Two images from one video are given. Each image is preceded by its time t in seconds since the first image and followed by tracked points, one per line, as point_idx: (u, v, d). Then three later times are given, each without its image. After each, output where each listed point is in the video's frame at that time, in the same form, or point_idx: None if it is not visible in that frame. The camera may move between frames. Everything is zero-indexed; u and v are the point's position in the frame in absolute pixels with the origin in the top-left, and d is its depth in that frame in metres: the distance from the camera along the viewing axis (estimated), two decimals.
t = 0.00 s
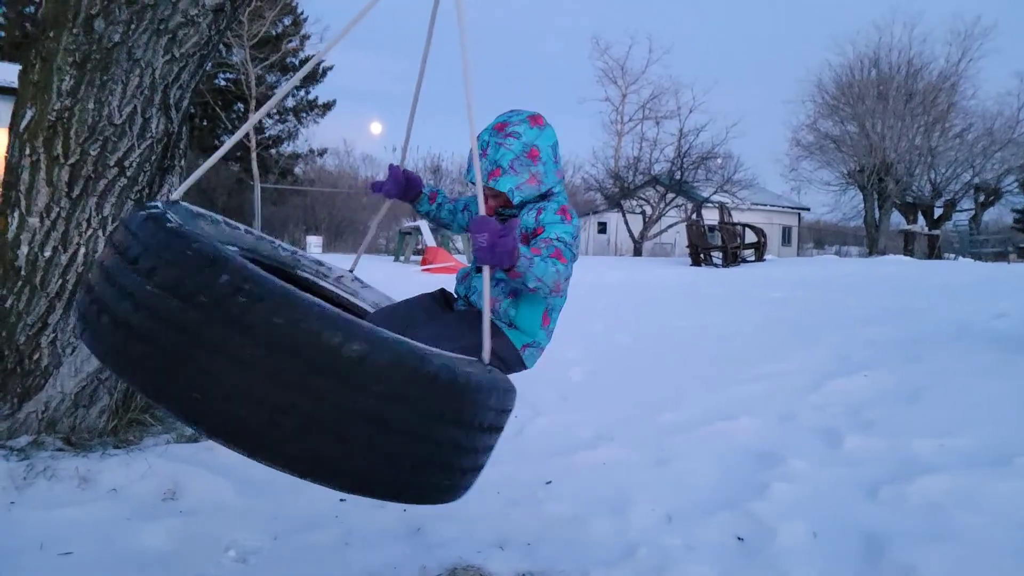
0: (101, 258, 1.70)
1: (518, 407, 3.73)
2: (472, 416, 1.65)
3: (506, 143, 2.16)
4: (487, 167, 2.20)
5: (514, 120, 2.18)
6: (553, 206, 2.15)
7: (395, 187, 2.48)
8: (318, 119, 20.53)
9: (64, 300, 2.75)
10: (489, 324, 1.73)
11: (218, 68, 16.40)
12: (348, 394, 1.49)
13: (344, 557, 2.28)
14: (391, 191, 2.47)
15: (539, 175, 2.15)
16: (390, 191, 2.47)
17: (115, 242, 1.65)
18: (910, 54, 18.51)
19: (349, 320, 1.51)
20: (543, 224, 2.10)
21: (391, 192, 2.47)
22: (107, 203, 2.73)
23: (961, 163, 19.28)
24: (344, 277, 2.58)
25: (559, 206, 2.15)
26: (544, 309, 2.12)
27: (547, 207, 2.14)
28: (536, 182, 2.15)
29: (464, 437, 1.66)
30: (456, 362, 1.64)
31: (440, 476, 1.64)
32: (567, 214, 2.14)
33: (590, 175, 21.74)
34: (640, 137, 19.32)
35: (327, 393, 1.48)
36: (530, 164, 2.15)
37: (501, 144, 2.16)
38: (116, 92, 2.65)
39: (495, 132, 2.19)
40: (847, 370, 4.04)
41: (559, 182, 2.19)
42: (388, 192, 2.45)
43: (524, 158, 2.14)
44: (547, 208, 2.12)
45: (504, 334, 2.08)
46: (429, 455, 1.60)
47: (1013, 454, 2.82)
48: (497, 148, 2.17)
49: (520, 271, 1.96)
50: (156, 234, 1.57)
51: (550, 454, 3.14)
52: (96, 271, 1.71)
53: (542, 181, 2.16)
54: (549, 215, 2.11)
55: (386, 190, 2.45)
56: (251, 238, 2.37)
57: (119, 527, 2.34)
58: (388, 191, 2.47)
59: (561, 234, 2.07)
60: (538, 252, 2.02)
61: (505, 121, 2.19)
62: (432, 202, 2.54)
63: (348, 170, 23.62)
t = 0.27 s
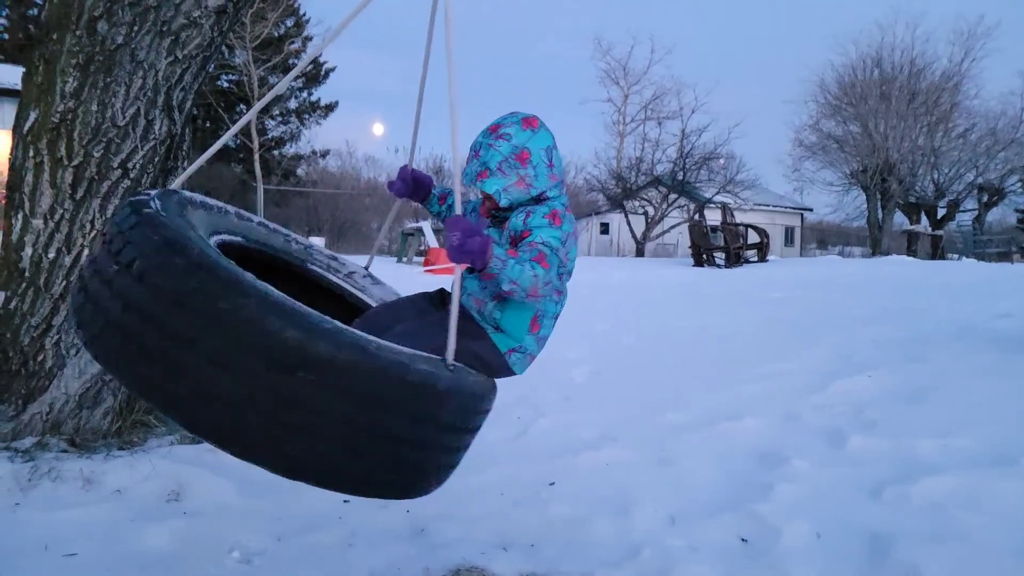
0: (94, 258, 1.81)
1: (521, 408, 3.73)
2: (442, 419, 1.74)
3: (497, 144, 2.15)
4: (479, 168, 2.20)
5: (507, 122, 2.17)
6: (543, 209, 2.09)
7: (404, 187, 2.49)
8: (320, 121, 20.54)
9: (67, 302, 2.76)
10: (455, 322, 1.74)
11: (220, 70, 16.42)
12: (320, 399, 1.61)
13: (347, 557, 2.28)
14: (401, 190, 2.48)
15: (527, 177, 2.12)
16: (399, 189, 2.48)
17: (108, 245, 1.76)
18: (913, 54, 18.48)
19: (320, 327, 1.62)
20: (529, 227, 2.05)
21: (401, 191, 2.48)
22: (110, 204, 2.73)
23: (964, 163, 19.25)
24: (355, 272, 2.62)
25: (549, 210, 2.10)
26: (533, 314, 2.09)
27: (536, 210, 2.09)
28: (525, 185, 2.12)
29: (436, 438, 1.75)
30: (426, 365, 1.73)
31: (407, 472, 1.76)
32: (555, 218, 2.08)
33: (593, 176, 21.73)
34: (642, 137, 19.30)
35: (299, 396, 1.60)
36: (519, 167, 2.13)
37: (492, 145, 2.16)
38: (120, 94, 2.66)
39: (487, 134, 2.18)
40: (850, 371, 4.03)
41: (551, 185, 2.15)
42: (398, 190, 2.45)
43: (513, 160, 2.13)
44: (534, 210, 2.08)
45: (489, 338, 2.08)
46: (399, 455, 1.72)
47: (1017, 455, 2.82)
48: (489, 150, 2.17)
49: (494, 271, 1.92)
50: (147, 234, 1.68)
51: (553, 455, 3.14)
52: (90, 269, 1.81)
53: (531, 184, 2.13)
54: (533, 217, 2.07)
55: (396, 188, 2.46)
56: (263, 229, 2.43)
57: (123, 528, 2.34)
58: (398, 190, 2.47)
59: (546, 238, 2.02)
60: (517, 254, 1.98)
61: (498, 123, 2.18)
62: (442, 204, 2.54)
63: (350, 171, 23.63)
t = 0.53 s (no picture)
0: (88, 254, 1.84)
1: (523, 409, 3.73)
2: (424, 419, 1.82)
3: (486, 145, 2.09)
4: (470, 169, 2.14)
5: (499, 123, 2.10)
6: (529, 212, 2.00)
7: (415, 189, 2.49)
8: (323, 121, 20.56)
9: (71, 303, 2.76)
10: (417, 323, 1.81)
11: (224, 70, 16.44)
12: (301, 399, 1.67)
13: (350, 557, 2.29)
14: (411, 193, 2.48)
15: (515, 178, 2.03)
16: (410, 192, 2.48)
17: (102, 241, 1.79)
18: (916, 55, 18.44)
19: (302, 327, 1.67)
20: (513, 230, 1.97)
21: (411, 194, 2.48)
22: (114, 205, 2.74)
23: (967, 164, 19.21)
24: (369, 269, 2.59)
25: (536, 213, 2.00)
26: (518, 319, 2.01)
27: (521, 212, 2.00)
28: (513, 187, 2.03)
29: (416, 436, 1.83)
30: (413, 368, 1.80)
31: (384, 468, 1.84)
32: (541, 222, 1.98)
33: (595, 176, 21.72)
34: (645, 138, 19.29)
35: (278, 394, 1.65)
36: (506, 168, 2.04)
37: (481, 146, 2.09)
38: (123, 95, 2.66)
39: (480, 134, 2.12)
40: (854, 371, 4.03)
41: (541, 186, 2.04)
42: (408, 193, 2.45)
43: (501, 160, 2.05)
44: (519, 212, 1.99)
45: (469, 340, 2.01)
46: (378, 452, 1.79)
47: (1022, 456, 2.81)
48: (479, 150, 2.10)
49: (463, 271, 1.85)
50: (136, 235, 1.72)
51: (556, 456, 3.14)
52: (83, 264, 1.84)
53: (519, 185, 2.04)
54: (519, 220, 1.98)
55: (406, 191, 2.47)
56: (279, 222, 2.48)
57: (126, 529, 2.35)
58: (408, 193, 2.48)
59: (529, 241, 1.93)
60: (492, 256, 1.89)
61: (491, 124, 2.12)
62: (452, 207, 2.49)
63: (352, 171, 23.64)
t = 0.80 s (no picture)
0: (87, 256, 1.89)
1: (526, 409, 3.72)
2: (409, 415, 1.89)
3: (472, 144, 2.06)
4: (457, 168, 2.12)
5: (487, 123, 2.06)
6: (511, 213, 1.97)
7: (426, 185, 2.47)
8: (325, 121, 20.57)
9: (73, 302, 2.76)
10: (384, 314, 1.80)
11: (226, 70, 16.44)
12: (289, 396, 1.73)
13: (352, 557, 2.29)
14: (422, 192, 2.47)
15: (497, 178, 1.99)
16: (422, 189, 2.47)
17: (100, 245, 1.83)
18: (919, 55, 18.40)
19: (288, 327, 1.73)
20: (492, 230, 1.95)
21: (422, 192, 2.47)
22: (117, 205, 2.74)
23: (970, 165, 19.17)
24: (381, 267, 2.58)
25: (517, 214, 1.96)
26: (498, 321, 1.97)
27: (504, 213, 1.97)
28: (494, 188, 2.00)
29: (405, 436, 1.91)
30: (403, 370, 1.87)
31: (374, 464, 1.92)
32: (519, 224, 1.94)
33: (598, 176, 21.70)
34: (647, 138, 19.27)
35: (273, 396, 1.72)
36: (489, 168, 2.01)
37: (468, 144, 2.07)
38: (126, 94, 2.66)
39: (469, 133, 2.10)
40: (856, 372, 4.02)
41: (524, 187, 2.00)
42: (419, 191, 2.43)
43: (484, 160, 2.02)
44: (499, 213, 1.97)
45: (446, 340, 1.99)
46: (364, 448, 1.86)
47: None
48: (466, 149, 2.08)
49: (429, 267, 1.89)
50: (134, 241, 1.77)
51: (558, 456, 3.13)
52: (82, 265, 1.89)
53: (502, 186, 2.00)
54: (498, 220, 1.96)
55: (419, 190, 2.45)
56: (297, 217, 2.48)
57: (129, 528, 2.34)
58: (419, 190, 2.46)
59: (506, 242, 1.90)
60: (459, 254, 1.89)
61: (480, 123, 2.09)
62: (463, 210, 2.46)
63: (355, 171, 23.64)
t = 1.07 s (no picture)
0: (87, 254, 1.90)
1: (528, 409, 3.72)
2: (404, 415, 1.92)
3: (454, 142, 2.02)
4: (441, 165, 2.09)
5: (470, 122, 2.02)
6: (487, 213, 1.93)
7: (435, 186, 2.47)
8: (327, 121, 20.58)
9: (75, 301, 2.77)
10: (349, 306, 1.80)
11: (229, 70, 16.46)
12: (286, 396, 1.74)
13: (354, 556, 2.28)
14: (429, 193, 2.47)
15: (473, 177, 1.96)
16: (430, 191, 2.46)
17: (99, 244, 1.84)
18: (922, 56, 18.37)
19: (285, 328, 1.74)
20: (465, 229, 1.92)
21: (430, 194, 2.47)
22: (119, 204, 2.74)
23: (973, 165, 19.15)
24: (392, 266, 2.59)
25: (491, 214, 1.92)
26: (473, 323, 1.95)
27: (480, 214, 1.94)
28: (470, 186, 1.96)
29: (400, 432, 1.94)
30: (400, 371, 1.89)
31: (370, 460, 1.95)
32: (493, 223, 1.90)
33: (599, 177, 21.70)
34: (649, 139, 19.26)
35: (270, 397, 1.73)
36: (468, 167, 1.96)
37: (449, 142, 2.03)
38: (128, 93, 2.66)
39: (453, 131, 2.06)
40: (859, 372, 4.01)
41: (501, 187, 1.94)
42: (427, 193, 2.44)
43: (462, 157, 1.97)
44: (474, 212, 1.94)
45: (423, 339, 1.99)
46: (360, 445, 1.89)
47: None
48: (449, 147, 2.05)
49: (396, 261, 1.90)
50: (133, 241, 1.78)
51: (560, 456, 3.13)
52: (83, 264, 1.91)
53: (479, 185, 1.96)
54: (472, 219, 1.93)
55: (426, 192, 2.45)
56: (318, 213, 2.45)
57: (131, 527, 2.34)
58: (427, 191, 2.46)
59: (478, 241, 1.88)
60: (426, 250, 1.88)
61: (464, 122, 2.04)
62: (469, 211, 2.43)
63: (357, 171, 23.65)
